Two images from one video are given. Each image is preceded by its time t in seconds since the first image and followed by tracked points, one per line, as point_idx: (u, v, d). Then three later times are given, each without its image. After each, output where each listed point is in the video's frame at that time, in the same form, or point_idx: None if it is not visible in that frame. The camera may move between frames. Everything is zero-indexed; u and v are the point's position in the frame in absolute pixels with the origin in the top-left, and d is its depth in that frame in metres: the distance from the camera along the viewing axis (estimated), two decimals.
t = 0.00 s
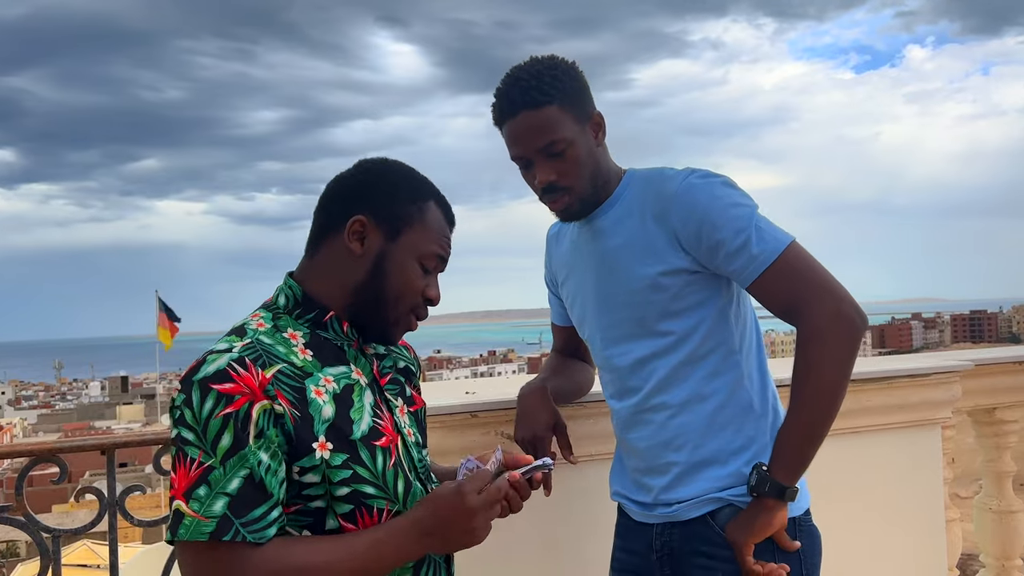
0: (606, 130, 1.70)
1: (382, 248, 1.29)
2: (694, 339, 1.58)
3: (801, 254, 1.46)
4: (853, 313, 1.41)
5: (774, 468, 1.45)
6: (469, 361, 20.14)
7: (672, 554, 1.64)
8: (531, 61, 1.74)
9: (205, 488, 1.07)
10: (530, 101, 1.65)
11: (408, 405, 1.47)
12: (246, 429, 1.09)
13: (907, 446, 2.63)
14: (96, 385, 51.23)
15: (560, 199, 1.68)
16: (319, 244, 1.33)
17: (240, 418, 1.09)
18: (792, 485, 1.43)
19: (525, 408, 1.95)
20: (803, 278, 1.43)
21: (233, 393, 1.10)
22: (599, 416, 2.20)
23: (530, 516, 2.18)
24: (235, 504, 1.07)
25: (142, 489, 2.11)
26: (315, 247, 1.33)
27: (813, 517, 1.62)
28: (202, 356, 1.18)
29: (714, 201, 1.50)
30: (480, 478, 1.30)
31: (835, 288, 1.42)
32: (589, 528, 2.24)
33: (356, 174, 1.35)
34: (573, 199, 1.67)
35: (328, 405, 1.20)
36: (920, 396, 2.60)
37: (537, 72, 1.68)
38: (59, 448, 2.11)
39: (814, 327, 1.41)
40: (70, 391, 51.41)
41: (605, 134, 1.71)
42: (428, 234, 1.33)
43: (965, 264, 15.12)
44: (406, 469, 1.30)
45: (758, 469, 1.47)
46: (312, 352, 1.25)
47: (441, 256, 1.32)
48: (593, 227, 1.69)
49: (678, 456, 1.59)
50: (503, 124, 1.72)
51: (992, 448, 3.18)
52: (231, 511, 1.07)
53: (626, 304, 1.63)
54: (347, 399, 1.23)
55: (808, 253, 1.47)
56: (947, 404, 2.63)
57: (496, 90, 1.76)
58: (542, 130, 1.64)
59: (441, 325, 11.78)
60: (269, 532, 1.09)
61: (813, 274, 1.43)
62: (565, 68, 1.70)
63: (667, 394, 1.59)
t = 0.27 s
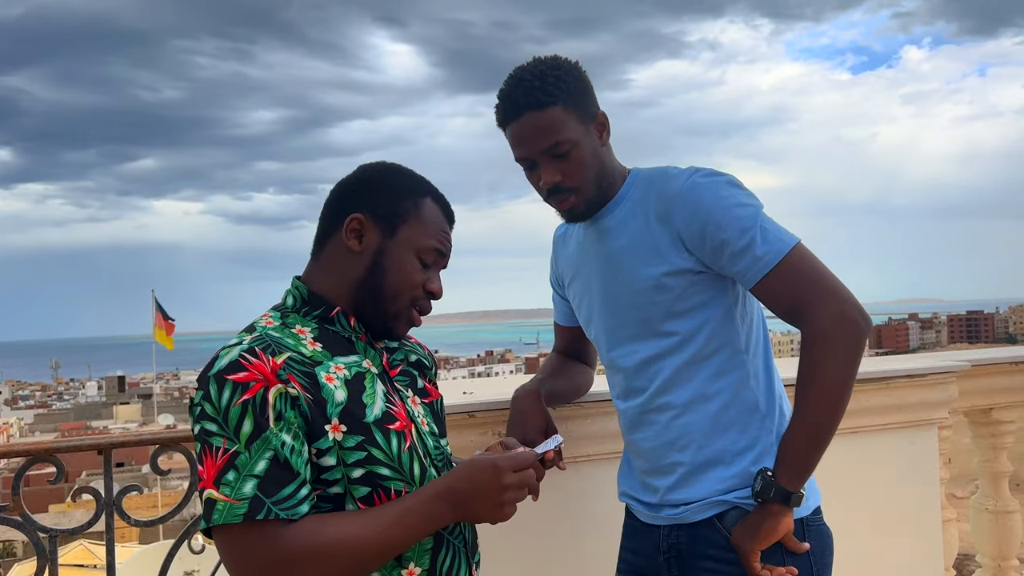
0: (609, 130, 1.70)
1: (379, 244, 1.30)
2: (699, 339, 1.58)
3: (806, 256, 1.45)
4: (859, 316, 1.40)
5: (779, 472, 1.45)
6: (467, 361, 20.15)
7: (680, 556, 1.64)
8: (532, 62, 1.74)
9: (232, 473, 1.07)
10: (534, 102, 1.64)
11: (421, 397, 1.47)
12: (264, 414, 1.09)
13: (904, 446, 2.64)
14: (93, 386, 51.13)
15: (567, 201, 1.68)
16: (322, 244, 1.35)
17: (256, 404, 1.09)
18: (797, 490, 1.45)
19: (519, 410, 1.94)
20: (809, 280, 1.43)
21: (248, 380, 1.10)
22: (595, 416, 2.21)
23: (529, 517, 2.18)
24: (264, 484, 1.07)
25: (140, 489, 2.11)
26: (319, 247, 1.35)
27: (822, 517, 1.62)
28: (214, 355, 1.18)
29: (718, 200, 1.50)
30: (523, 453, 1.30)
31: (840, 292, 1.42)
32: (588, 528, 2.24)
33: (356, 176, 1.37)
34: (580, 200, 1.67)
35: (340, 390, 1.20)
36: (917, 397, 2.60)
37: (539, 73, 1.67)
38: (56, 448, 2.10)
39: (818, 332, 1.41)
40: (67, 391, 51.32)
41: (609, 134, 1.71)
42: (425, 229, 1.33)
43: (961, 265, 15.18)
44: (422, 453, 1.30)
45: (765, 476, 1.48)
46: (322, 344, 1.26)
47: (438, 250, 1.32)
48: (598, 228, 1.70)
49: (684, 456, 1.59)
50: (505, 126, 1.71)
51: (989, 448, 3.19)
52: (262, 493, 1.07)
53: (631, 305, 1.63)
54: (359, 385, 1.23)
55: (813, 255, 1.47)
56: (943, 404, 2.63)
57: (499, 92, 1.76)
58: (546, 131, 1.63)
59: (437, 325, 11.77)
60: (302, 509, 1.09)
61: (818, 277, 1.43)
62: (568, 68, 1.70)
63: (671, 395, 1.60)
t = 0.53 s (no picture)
0: (635, 128, 1.70)
1: (378, 247, 1.29)
2: (724, 338, 1.58)
3: (832, 256, 1.45)
4: (886, 318, 1.40)
5: (804, 477, 1.44)
6: (465, 361, 20.15)
7: (701, 558, 1.64)
8: (558, 58, 1.74)
9: (213, 476, 1.07)
10: (558, 98, 1.65)
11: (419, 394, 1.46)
12: (253, 418, 1.08)
13: (903, 446, 2.64)
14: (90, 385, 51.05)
15: (591, 197, 1.68)
16: (319, 246, 1.34)
17: (246, 408, 1.08)
18: (824, 496, 1.43)
19: (520, 413, 1.94)
20: (835, 280, 1.43)
21: (240, 383, 1.09)
22: (593, 416, 2.20)
23: (529, 518, 2.17)
24: (242, 491, 1.07)
25: (137, 489, 2.10)
26: (317, 247, 1.34)
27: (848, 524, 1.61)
28: (211, 354, 1.18)
29: (743, 198, 1.49)
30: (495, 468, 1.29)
31: (868, 293, 1.42)
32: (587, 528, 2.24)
33: (355, 175, 1.36)
34: (605, 198, 1.67)
35: (339, 389, 1.19)
36: (915, 396, 2.60)
37: (565, 68, 1.68)
38: (53, 448, 2.10)
39: (846, 332, 1.40)
40: (64, 391, 51.22)
41: (634, 132, 1.71)
42: (425, 231, 1.33)
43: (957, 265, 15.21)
44: (421, 451, 1.29)
45: (790, 480, 1.47)
46: (320, 342, 1.25)
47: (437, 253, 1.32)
48: (621, 229, 1.70)
49: (708, 458, 1.58)
50: (530, 122, 1.72)
51: (987, 448, 3.19)
52: (239, 499, 1.06)
53: (654, 305, 1.63)
54: (358, 384, 1.22)
55: (839, 255, 1.47)
56: (941, 404, 2.64)
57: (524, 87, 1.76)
58: (571, 127, 1.64)
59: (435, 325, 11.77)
60: (277, 519, 1.08)
61: (845, 277, 1.43)
62: (594, 65, 1.70)
63: (696, 395, 1.59)
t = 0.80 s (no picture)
0: (646, 129, 1.70)
1: (364, 249, 1.28)
2: (739, 338, 1.57)
3: (846, 254, 1.45)
4: (901, 318, 1.40)
5: (822, 480, 1.44)
6: (464, 360, 20.14)
7: (714, 560, 1.64)
8: (569, 59, 1.74)
9: (212, 492, 1.07)
10: (570, 100, 1.65)
11: (402, 401, 1.46)
12: (247, 432, 1.08)
13: (902, 446, 2.64)
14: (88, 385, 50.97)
15: (602, 199, 1.68)
16: (303, 247, 1.33)
17: (238, 422, 1.08)
18: (842, 497, 1.42)
19: (523, 415, 1.94)
20: (849, 279, 1.43)
21: (228, 398, 1.08)
22: (592, 416, 2.20)
23: (529, 519, 2.17)
24: (245, 505, 1.07)
25: (135, 489, 2.09)
26: (300, 248, 1.33)
27: (866, 526, 1.60)
28: (194, 365, 1.16)
29: (754, 198, 1.49)
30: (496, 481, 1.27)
31: (883, 292, 1.41)
32: (586, 529, 2.23)
33: (339, 173, 1.35)
34: (617, 199, 1.67)
35: (323, 402, 1.19)
36: (913, 396, 2.60)
37: (579, 70, 1.68)
38: (51, 447, 2.09)
39: (862, 331, 1.40)
40: (62, 391, 51.14)
41: (645, 134, 1.70)
42: (411, 232, 1.31)
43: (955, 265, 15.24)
44: (403, 463, 1.29)
45: (807, 482, 1.46)
46: (303, 352, 1.24)
47: (424, 254, 1.30)
48: (634, 229, 1.69)
49: (723, 459, 1.58)
50: (542, 124, 1.72)
51: (985, 448, 3.19)
52: (242, 513, 1.06)
53: (667, 305, 1.63)
54: (342, 396, 1.22)
55: (853, 254, 1.47)
56: (940, 404, 2.64)
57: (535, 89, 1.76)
58: (582, 128, 1.63)
59: (433, 324, 11.76)
60: (281, 529, 1.08)
61: (860, 276, 1.43)
62: (605, 67, 1.69)
63: (711, 395, 1.59)
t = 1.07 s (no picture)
0: (646, 130, 1.70)
1: (358, 246, 1.28)
2: (738, 338, 1.57)
3: (844, 254, 1.45)
4: (899, 319, 1.40)
5: (822, 483, 1.44)
6: (462, 360, 20.14)
7: (716, 562, 1.63)
8: (571, 60, 1.74)
9: (191, 505, 1.07)
10: (570, 99, 1.64)
11: (397, 399, 1.45)
12: (231, 444, 1.08)
13: (902, 446, 2.64)
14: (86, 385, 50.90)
15: (601, 200, 1.68)
16: (292, 246, 1.32)
17: (223, 434, 1.07)
18: (842, 500, 1.42)
19: (528, 414, 1.93)
20: (847, 279, 1.43)
21: (216, 408, 1.08)
22: (592, 415, 2.20)
23: (529, 518, 2.17)
24: (223, 519, 1.06)
25: (135, 488, 2.09)
26: (289, 247, 1.32)
27: (869, 527, 1.60)
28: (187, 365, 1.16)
29: (752, 198, 1.49)
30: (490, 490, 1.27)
31: (880, 292, 1.41)
32: (586, 528, 2.23)
33: (327, 170, 1.34)
34: (617, 199, 1.67)
35: (317, 408, 1.18)
36: (912, 395, 2.61)
37: (579, 69, 1.68)
38: (50, 446, 2.08)
39: (861, 331, 1.40)
40: (60, 390, 51.08)
41: (645, 134, 1.70)
42: (405, 228, 1.31)
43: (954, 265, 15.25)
44: (400, 464, 1.28)
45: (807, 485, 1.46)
46: (297, 355, 1.23)
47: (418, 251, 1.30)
48: (633, 229, 1.69)
49: (722, 459, 1.58)
50: (542, 123, 1.72)
51: (984, 447, 3.19)
52: (218, 528, 1.06)
53: (666, 305, 1.63)
54: (336, 400, 1.21)
55: (852, 254, 1.47)
56: (939, 403, 2.64)
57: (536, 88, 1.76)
58: (582, 128, 1.63)
59: (432, 324, 11.76)
60: (259, 544, 1.08)
61: (857, 276, 1.43)
62: (605, 67, 1.69)
63: (710, 395, 1.59)
